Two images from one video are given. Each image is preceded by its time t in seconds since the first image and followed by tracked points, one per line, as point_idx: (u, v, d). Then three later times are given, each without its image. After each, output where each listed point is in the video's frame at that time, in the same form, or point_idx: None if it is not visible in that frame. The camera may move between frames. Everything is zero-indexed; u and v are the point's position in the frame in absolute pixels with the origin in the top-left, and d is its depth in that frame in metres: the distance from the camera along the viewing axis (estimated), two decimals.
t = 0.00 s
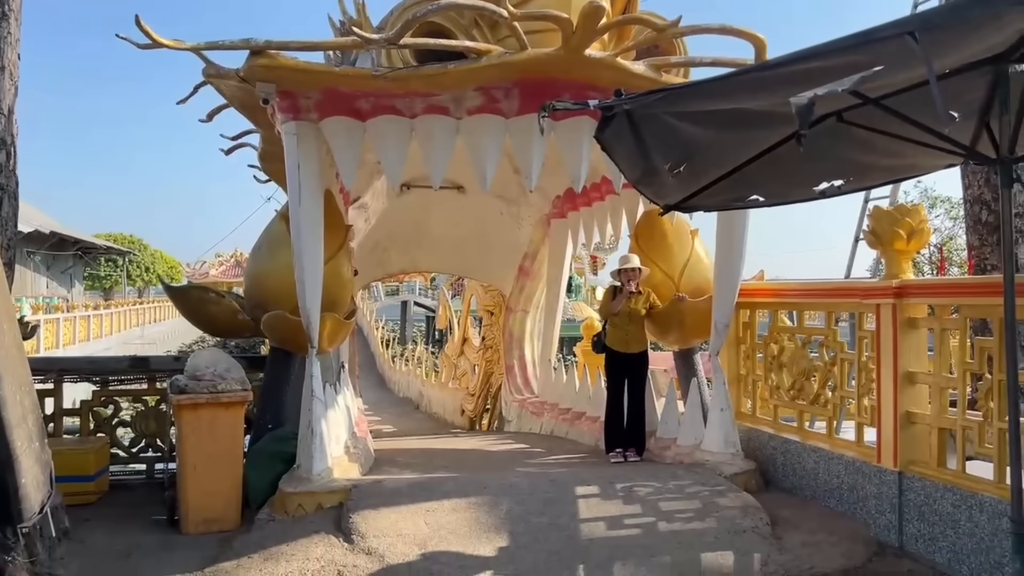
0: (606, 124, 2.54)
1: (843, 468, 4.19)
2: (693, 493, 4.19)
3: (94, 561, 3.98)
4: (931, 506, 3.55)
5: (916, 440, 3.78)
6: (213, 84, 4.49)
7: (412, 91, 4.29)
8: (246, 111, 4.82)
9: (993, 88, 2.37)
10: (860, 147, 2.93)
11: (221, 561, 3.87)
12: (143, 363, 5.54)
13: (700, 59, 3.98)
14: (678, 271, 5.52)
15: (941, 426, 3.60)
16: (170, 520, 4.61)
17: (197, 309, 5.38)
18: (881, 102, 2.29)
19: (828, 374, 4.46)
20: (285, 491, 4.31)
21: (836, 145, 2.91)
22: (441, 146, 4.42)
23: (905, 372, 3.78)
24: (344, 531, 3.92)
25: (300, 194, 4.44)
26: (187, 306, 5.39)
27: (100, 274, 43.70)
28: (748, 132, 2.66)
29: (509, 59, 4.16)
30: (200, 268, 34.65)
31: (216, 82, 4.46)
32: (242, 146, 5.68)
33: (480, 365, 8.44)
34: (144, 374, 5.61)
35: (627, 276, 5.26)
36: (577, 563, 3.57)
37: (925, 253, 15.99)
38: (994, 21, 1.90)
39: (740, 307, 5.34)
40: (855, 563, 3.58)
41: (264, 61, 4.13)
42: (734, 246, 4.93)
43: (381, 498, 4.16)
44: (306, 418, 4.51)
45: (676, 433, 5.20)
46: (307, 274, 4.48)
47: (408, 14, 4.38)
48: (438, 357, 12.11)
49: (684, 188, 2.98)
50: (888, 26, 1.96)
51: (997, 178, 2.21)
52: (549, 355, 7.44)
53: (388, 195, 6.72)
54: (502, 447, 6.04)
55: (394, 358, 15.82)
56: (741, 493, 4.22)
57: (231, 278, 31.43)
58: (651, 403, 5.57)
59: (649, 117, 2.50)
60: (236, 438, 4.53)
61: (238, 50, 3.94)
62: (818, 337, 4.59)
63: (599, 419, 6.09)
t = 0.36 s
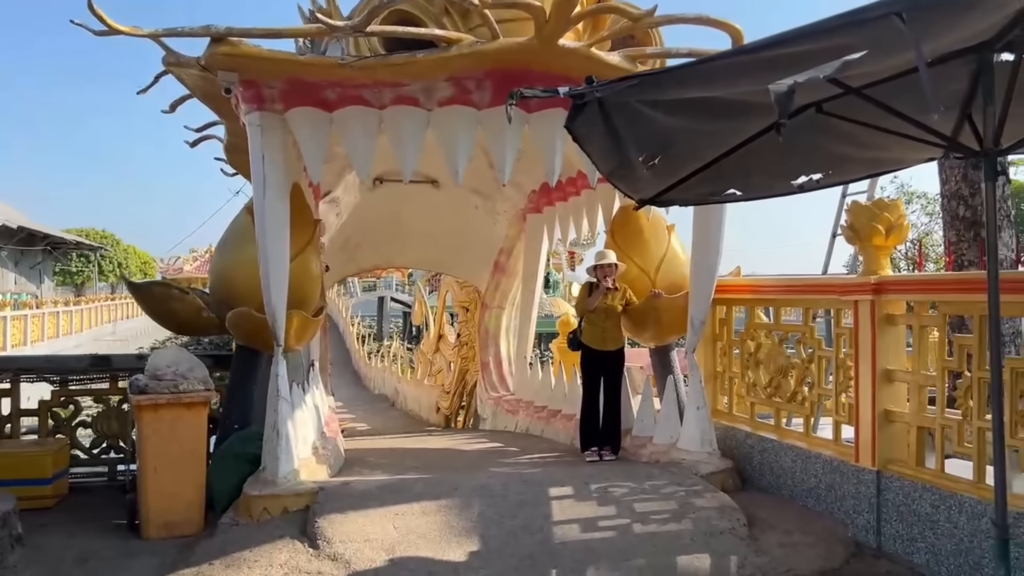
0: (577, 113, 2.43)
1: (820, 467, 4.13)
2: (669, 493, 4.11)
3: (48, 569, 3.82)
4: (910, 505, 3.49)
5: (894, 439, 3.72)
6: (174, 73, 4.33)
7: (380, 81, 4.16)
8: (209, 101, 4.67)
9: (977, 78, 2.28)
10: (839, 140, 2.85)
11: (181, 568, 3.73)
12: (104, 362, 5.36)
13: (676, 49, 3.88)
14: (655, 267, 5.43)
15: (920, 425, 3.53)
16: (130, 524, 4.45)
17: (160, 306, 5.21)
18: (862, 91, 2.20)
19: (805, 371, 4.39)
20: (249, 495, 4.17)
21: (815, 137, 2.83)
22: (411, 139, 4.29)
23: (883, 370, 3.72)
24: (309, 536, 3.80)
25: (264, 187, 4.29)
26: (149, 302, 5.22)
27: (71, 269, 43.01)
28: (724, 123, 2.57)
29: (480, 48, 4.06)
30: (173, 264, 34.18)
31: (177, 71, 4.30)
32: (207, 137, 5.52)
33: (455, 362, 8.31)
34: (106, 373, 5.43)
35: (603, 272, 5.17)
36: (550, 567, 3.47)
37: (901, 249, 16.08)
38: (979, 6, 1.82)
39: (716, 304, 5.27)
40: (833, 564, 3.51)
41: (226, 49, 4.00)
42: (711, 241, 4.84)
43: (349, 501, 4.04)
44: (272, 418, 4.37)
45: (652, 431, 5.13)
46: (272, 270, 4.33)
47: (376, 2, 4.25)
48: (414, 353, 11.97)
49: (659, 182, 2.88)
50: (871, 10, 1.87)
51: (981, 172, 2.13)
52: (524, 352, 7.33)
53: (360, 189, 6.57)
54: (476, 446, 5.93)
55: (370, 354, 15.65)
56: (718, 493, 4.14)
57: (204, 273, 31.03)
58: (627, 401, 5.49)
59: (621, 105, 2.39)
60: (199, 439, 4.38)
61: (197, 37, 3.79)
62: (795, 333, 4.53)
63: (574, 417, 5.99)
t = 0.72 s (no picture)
0: (538, 101, 2.34)
1: (787, 464, 4.10)
2: (636, 492, 4.05)
3: None
4: (876, 502, 3.47)
5: (860, 435, 3.70)
6: (124, 61, 4.18)
7: (340, 70, 4.05)
8: (162, 91, 4.52)
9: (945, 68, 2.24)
10: (806, 133, 2.80)
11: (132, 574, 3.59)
12: (55, 361, 5.17)
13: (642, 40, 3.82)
14: (622, 263, 5.38)
15: (886, 421, 3.51)
16: (80, 528, 4.28)
17: (113, 302, 5.04)
18: (830, 81, 2.14)
19: (771, 367, 4.37)
20: (205, 497, 4.03)
21: (782, 130, 2.78)
22: (372, 131, 4.18)
23: (850, 366, 3.70)
24: (266, 540, 3.68)
25: (219, 179, 4.14)
26: (101, 299, 5.05)
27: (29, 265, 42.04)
28: (689, 114, 2.51)
29: (441, 37, 3.97)
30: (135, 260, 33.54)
31: (127, 59, 4.15)
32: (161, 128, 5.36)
33: (421, 359, 8.19)
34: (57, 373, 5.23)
35: (571, 268, 5.11)
36: (514, 569, 3.40)
37: (866, 245, 16.25)
38: None
39: (682, 300, 5.23)
40: (800, 563, 3.47)
41: (178, 36, 3.86)
42: (678, 236, 4.80)
43: (308, 503, 3.92)
44: (228, 419, 4.24)
45: (619, 428, 5.08)
46: (228, 265, 4.19)
47: None
48: (381, 350, 11.83)
49: (624, 175, 2.82)
50: None
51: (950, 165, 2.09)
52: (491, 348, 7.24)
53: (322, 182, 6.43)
54: (441, 445, 5.83)
55: (336, 351, 15.45)
56: (685, 491, 4.10)
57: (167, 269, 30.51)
58: (594, 398, 5.43)
59: (583, 94, 2.32)
60: (152, 440, 4.23)
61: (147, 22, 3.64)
62: (761, 329, 4.50)
63: (541, 414, 5.92)
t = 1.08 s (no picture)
0: (505, 84, 2.23)
1: (753, 456, 4.09)
2: (603, 486, 4.00)
3: None
4: (842, 494, 3.47)
5: (827, 427, 3.70)
6: (72, 45, 4.01)
7: (299, 56, 3.94)
8: (113, 77, 4.35)
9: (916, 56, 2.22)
10: (775, 122, 2.77)
11: None
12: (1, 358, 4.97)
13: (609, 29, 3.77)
14: (588, 256, 5.33)
15: (853, 413, 3.51)
16: (29, 531, 4.11)
17: (61, 297, 4.87)
18: (803, 67, 2.10)
19: (737, 360, 4.36)
20: (160, 498, 3.90)
21: (752, 118, 2.74)
22: (332, 120, 4.07)
23: (816, 358, 3.69)
24: (224, 541, 3.56)
25: (173, 169, 4.00)
26: (50, 294, 4.88)
27: None
28: (660, 101, 2.45)
29: (404, 23, 3.87)
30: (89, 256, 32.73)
31: (76, 43, 3.98)
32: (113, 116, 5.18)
33: (385, 354, 8.07)
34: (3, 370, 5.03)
35: (537, 261, 5.03)
36: (479, 567, 3.33)
37: (828, 239, 16.43)
38: None
39: (649, 292, 5.20)
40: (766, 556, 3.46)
41: (128, 18, 3.70)
42: (645, 229, 4.75)
43: (267, 502, 3.81)
44: (184, 416, 4.10)
45: (585, 422, 5.04)
46: (183, 258, 4.05)
47: None
48: (343, 346, 11.67)
49: (593, 163, 2.76)
50: None
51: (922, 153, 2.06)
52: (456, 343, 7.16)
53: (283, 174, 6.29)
54: (405, 441, 5.73)
55: (298, 347, 15.22)
56: (652, 485, 4.06)
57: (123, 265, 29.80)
58: (560, 392, 5.39)
59: (552, 75, 2.25)
60: (105, 438, 4.07)
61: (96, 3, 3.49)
62: (726, 322, 4.48)
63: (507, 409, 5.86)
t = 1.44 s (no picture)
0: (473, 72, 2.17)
1: (716, 454, 4.05)
2: (566, 486, 3.92)
3: None
4: (807, 492, 3.45)
5: (790, 425, 3.68)
6: (5, 28, 3.78)
7: (249, 43, 3.77)
8: (50, 63, 4.11)
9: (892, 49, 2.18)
10: (745, 116, 2.72)
11: None
12: None
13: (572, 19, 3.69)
14: (548, 252, 5.25)
15: (817, 410, 3.49)
16: None
17: None
18: (781, 58, 2.04)
19: (699, 357, 4.32)
20: (102, 506, 3.71)
21: (721, 112, 2.68)
22: (286, 111, 3.92)
23: (780, 355, 3.67)
24: (171, 551, 3.39)
25: (116, 161, 3.79)
26: None
27: None
28: (631, 92, 2.38)
29: (359, 9, 3.74)
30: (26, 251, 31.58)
31: (9, 26, 3.74)
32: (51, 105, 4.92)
33: (337, 352, 7.89)
34: None
35: (497, 256, 4.93)
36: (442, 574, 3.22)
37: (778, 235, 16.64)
38: None
39: (609, 289, 5.15)
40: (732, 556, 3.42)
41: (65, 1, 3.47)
42: (607, 224, 4.69)
43: (217, 509, 3.64)
44: (128, 420, 3.90)
45: (546, 421, 4.96)
46: (127, 254, 3.85)
47: None
48: (294, 343, 11.40)
49: (562, 155, 2.68)
50: None
51: (899, 149, 2.02)
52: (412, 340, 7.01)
53: (232, 167, 6.08)
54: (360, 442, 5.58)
55: (247, 345, 14.86)
56: (615, 484, 4.00)
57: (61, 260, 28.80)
58: (520, 390, 5.31)
59: (523, 62, 2.17)
60: (43, 443, 3.85)
61: None
62: (688, 318, 4.44)
63: (465, 408, 5.75)
